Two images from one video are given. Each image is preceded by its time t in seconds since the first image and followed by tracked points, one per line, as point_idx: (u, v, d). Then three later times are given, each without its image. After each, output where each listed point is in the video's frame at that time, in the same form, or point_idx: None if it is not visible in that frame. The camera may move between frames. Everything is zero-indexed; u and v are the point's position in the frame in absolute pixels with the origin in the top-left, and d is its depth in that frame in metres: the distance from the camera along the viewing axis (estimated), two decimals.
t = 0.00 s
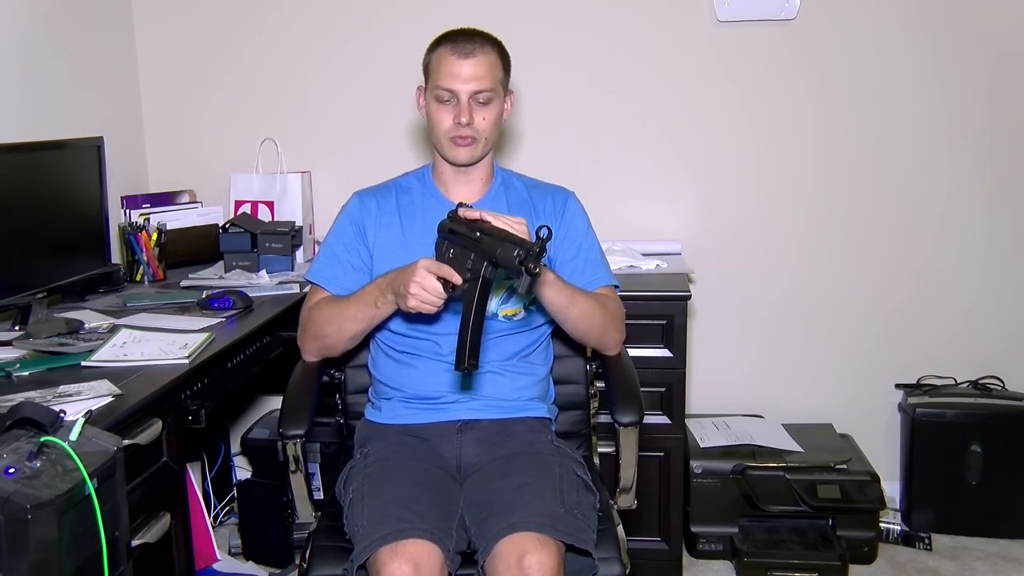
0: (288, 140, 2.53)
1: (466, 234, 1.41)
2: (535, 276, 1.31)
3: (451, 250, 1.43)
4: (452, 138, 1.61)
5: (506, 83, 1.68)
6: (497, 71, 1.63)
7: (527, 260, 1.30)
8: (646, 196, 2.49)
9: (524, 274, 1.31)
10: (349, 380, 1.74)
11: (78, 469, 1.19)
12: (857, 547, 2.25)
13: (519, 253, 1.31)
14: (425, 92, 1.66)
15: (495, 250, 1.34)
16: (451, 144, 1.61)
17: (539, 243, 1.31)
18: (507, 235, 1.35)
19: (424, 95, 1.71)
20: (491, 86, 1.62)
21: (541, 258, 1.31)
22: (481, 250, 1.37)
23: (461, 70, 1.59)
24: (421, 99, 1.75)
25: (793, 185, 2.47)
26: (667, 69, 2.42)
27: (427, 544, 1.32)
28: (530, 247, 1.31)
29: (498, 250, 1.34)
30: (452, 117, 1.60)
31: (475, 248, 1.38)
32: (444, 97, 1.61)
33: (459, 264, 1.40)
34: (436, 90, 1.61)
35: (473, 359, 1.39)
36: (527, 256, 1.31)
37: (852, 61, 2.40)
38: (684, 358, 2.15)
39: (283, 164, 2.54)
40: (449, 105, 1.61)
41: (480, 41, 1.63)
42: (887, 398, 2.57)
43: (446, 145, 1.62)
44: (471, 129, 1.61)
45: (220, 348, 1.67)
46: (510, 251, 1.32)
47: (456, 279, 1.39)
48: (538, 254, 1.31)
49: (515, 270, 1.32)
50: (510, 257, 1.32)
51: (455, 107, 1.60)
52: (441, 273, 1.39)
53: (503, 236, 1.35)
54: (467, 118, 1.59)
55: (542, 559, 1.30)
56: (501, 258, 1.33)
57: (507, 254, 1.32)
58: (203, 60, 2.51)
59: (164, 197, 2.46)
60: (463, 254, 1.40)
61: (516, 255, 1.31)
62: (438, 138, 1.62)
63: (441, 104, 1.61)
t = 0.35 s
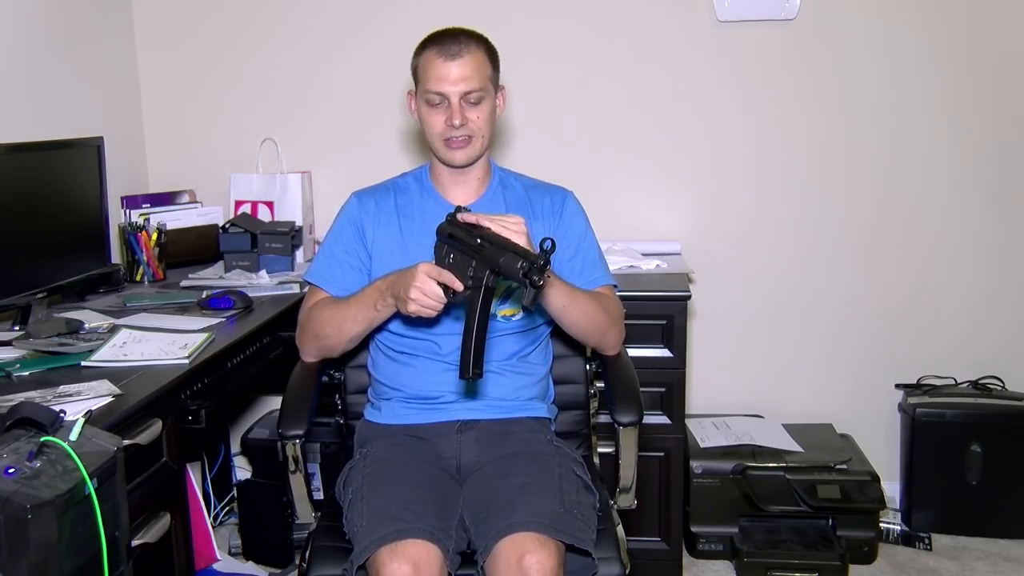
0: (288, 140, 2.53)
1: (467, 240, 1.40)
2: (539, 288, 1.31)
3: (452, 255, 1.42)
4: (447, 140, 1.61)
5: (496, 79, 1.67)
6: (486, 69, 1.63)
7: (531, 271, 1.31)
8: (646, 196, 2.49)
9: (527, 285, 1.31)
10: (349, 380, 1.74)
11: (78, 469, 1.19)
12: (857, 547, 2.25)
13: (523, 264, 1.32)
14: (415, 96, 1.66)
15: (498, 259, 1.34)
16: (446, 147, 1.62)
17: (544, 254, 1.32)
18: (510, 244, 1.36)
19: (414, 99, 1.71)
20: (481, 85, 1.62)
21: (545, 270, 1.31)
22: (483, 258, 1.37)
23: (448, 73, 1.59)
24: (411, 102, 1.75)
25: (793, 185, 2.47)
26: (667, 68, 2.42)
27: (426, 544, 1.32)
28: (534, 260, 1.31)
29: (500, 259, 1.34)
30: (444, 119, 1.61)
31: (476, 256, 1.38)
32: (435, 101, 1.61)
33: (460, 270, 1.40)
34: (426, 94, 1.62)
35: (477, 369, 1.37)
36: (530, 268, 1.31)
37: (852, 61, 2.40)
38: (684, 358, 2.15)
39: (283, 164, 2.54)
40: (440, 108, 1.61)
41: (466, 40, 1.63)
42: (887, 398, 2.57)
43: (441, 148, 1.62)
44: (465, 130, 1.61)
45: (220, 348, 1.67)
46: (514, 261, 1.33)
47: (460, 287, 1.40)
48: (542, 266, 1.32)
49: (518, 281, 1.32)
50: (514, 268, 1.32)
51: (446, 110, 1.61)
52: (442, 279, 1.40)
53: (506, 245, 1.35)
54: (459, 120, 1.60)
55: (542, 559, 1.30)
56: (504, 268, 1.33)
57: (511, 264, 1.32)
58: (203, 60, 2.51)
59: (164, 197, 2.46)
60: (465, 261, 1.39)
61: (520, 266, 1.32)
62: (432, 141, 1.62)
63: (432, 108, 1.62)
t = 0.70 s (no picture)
0: (288, 140, 2.53)
1: (468, 241, 1.40)
2: (540, 292, 1.31)
3: (453, 255, 1.42)
4: (443, 137, 1.61)
5: (495, 78, 1.67)
6: (484, 67, 1.63)
7: (532, 275, 1.30)
8: (646, 196, 2.49)
9: (528, 289, 1.31)
10: (349, 380, 1.74)
11: (78, 469, 1.19)
12: (857, 547, 2.25)
13: (524, 267, 1.31)
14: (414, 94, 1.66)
15: (499, 261, 1.34)
16: (442, 144, 1.61)
17: (545, 257, 1.31)
18: (511, 246, 1.35)
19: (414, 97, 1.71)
20: (478, 83, 1.61)
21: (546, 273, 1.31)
22: (484, 259, 1.36)
23: (445, 70, 1.60)
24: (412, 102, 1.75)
25: (793, 185, 2.47)
26: (666, 68, 2.42)
27: (427, 544, 1.32)
28: (536, 263, 1.30)
29: (502, 261, 1.34)
30: (440, 115, 1.60)
31: (477, 257, 1.38)
32: (432, 99, 1.62)
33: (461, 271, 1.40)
34: (423, 92, 1.62)
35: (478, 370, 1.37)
36: (532, 271, 1.30)
37: (852, 61, 2.40)
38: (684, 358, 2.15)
39: (283, 164, 2.54)
40: (437, 106, 1.61)
41: (464, 39, 1.63)
42: (887, 398, 2.57)
43: (437, 145, 1.62)
44: (461, 128, 1.61)
45: (220, 348, 1.67)
46: (515, 264, 1.32)
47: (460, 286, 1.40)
48: (544, 270, 1.30)
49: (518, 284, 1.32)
50: (515, 271, 1.32)
51: (443, 108, 1.61)
52: (443, 279, 1.39)
53: (507, 246, 1.35)
54: (455, 116, 1.59)
55: (542, 559, 1.30)
56: (505, 270, 1.33)
57: (512, 267, 1.32)
58: (203, 60, 2.51)
59: (164, 197, 2.46)
60: (466, 261, 1.39)
61: (521, 269, 1.31)
62: (428, 139, 1.62)
63: (429, 105, 1.62)
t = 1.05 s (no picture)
0: (288, 140, 2.53)
1: (465, 244, 1.39)
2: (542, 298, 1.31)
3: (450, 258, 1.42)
4: (450, 134, 1.61)
5: (505, 81, 1.69)
6: (496, 69, 1.64)
7: (533, 282, 1.30)
8: (646, 196, 2.49)
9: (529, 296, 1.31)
10: (349, 380, 1.74)
11: (78, 469, 1.19)
12: (857, 547, 2.25)
13: (524, 274, 1.31)
14: (423, 90, 1.66)
15: (498, 266, 1.33)
16: (449, 140, 1.61)
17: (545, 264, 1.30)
18: (509, 250, 1.34)
19: (422, 95, 1.71)
20: (490, 83, 1.63)
21: (546, 279, 1.30)
22: (482, 264, 1.36)
23: (460, 66, 1.60)
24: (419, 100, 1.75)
25: (793, 186, 2.47)
26: (666, 68, 2.42)
27: (427, 544, 1.32)
28: (535, 270, 1.30)
29: (501, 267, 1.33)
30: (450, 111, 1.61)
31: (476, 260, 1.37)
32: (444, 94, 1.62)
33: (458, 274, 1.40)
34: (436, 86, 1.62)
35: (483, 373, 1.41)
36: (532, 278, 1.30)
37: (852, 61, 2.40)
38: (684, 358, 2.15)
39: (283, 164, 2.54)
40: (448, 101, 1.62)
41: (480, 39, 1.65)
42: (887, 398, 2.57)
43: (444, 140, 1.62)
44: (470, 125, 1.61)
45: (220, 348, 1.67)
46: (515, 270, 1.32)
47: (457, 289, 1.40)
48: (543, 276, 1.30)
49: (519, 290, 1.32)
50: (515, 278, 1.31)
51: (454, 103, 1.61)
52: (442, 281, 1.40)
53: (505, 250, 1.34)
54: (466, 113, 1.60)
55: (542, 559, 1.30)
56: (505, 276, 1.33)
57: (512, 273, 1.32)
58: (203, 60, 2.51)
59: (164, 197, 2.46)
60: (463, 265, 1.39)
61: (521, 276, 1.31)
62: (436, 134, 1.62)
63: (439, 100, 1.62)
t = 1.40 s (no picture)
0: (288, 140, 2.53)
1: (468, 245, 1.39)
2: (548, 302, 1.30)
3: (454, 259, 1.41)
4: (459, 136, 1.61)
5: (513, 84, 1.69)
6: (506, 71, 1.64)
7: (539, 284, 1.30)
8: (646, 197, 2.49)
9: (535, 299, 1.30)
10: (349, 380, 1.74)
11: (78, 469, 1.19)
12: (857, 547, 2.25)
13: (531, 276, 1.30)
14: (431, 90, 1.66)
15: (504, 268, 1.33)
16: (456, 141, 1.61)
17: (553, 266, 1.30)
18: (515, 254, 1.34)
19: (428, 94, 1.71)
20: (500, 86, 1.63)
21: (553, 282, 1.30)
22: (488, 265, 1.36)
23: (471, 68, 1.60)
24: (423, 98, 1.75)
25: (792, 186, 2.47)
26: (666, 69, 2.42)
27: (427, 544, 1.32)
28: (543, 273, 1.30)
29: (507, 268, 1.33)
30: (460, 112, 1.60)
31: (481, 262, 1.37)
32: (454, 94, 1.62)
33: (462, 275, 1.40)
34: (446, 86, 1.62)
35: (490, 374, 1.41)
36: (539, 280, 1.30)
37: (851, 61, 2.40)
38: (684, 358, 2.15)
39: (283, 164, 2.54)
40: (457, 101, 1.61)
41: (490, 41, 1.64)
42: (887, 398, 2.57)
43: (451, 140, 1.61)
44: (479, 127, 1.61)
45: (220, 348, 1.67)
46: (521, 273, 1.31)
47: (462, 290, 1.40)
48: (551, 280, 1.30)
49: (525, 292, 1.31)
50: (521, 281, 1.31)
51: (463, 104, 1.61)
52: (445, 282, 1.40)
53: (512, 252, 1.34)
54: (476, 115, 1.60)
55: (542, 559, 1.30)
56: (510, 278, 1.32)
57: (518, 276, 1.31)
58: (203, 60, 2.51)
59: (164, 197, 2.46)
60: (468, 266, 1.39)
61: (527, 278, 1.30)
62: (443, 133, 1.62)
63: (449, 100, 1.62)
